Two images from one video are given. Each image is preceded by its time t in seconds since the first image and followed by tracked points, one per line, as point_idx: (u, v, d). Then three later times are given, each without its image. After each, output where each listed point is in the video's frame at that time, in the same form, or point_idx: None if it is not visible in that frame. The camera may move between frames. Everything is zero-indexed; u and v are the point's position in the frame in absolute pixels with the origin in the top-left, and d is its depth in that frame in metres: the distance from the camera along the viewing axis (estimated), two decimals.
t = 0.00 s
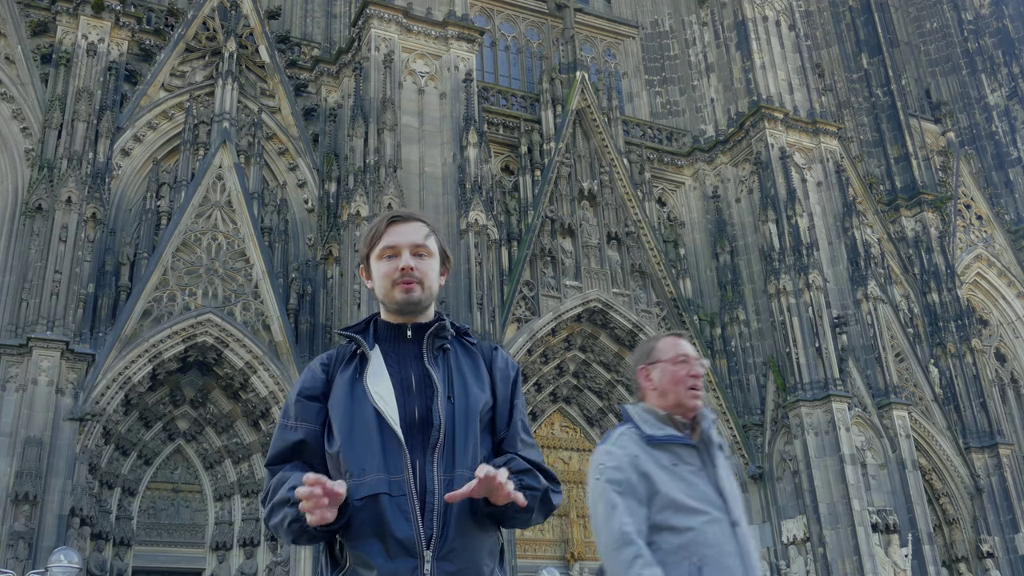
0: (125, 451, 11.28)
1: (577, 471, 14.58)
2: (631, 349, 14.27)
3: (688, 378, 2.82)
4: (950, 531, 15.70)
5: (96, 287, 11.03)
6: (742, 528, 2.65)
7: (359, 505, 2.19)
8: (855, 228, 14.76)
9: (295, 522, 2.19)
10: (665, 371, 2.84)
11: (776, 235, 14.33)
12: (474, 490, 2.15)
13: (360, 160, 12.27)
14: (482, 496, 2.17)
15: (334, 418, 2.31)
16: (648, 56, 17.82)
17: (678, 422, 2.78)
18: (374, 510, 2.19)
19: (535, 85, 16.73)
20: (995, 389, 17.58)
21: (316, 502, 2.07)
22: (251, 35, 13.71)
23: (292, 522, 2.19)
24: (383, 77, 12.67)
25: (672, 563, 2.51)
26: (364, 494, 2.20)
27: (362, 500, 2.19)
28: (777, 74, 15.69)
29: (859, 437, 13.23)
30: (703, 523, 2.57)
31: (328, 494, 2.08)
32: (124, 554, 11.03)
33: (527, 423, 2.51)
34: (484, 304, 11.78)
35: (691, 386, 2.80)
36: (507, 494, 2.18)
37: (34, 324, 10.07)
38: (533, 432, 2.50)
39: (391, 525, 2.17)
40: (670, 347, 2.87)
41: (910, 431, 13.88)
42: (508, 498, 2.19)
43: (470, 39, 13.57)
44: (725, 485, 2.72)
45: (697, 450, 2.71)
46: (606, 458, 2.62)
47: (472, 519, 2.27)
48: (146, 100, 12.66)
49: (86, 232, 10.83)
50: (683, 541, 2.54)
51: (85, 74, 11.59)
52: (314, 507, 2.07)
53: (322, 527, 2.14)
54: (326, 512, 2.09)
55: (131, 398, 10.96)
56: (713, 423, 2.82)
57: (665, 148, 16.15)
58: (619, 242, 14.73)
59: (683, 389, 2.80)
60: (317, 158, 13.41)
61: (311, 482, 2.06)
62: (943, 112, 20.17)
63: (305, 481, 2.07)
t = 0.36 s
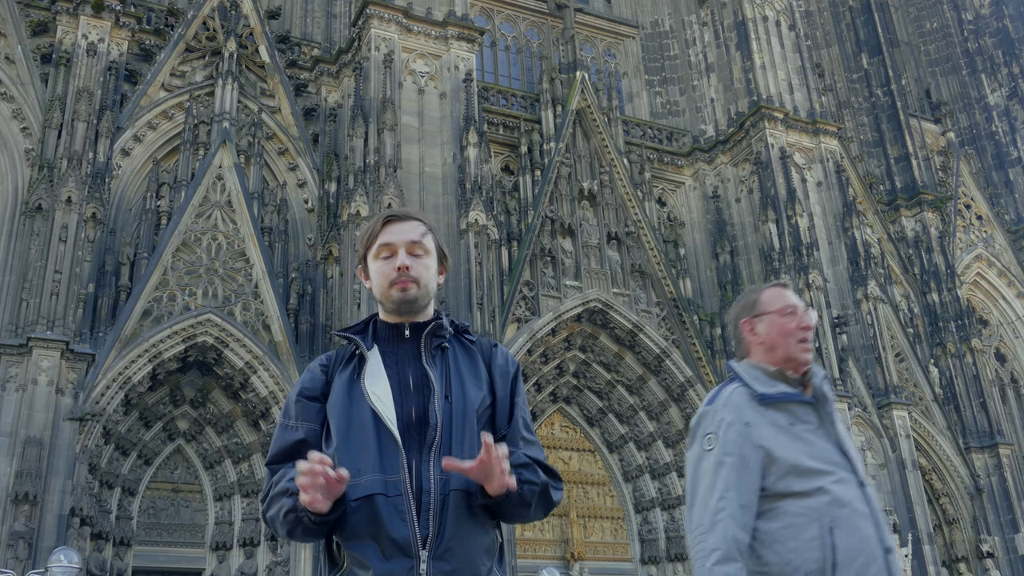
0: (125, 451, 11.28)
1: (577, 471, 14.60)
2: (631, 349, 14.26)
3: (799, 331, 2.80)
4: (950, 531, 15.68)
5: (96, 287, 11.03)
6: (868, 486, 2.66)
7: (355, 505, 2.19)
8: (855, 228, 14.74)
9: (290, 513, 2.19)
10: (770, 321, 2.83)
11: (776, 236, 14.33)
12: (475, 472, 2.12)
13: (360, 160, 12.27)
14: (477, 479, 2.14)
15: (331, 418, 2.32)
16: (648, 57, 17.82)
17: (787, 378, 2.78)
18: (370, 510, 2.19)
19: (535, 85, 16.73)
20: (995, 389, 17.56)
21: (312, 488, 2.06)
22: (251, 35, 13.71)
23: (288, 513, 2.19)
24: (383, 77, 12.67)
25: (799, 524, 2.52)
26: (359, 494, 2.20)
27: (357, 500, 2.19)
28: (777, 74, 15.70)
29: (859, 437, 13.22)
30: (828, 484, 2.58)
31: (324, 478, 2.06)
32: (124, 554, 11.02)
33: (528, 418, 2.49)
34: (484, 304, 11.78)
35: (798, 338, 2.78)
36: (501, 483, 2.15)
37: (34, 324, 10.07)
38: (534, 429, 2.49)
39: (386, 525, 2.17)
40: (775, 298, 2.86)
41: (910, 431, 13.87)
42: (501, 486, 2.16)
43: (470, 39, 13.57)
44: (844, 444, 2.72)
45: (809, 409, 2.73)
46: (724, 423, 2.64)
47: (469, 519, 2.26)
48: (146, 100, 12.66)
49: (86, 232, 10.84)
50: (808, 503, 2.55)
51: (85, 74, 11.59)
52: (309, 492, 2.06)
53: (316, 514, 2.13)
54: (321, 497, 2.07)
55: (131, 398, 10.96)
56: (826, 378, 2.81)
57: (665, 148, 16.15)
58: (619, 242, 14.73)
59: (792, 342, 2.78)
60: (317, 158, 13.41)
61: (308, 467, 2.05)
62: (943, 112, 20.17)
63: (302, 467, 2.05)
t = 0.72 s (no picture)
0: (125, 451, 11.28)
1: (577, 471, 14.60)
2: (631, 349, 14.26)
3: (912, 293, 2.44)
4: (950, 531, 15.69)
5: (96, 287, 11.03)
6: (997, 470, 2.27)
7: (360, 504, 2.18)
8: (855, 228, 14.74)
9: (299, 510, 2.16)
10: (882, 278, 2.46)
11: (776, 236, 14.33)
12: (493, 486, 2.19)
13: (360, 160, 12.27)
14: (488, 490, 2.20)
15: (336, 415, 2.31)
16: (648, 57, 17.82)
17: (900, 344, 2.42)
18: (375, 509, 2.18)
19: (535, 85, 16.72)
20: (994, 389, 17.56)
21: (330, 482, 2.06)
22: (251, 35, 13.71)
23: (297, 510, 2.16)
24: (383, 77, 12.66)
25: (915, 513, 2.15)
26: (366, 493, 2.19)
27: (363, 499, 2.18)
28: (777, 74, 15.69)
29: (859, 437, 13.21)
30: (950, 468, 2.20)
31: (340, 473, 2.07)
32: (124, 554, 11.03)
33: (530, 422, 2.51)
34: (484, 304, 11.78)
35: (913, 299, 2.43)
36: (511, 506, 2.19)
37: (34, 324, 10.07)
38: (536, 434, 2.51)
39: (392, 525, 2.17)
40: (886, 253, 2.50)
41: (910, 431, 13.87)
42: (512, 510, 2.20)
43: (470, 39, 13.57)
44: (969, 421, 2.33)
45: (929, 382, 2.33)
46: (826, 398, 2.30)
47: (474, 520, 2.27)
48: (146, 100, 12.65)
49: (86, 232, 10.84)
50: (925, 488, 2.18)
51: (85, 73, 11.59)
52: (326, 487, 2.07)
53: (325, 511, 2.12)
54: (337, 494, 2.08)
55: (131, 398, 10.96)
56: (943, 346, 2.43)
57: (665, 148, 16.15)
58: (619, 242, 14.73)
59: (906, 304, 2.43)
60: (317, 158, 13.42)
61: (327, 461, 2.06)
62: (943, 112, 20.17)
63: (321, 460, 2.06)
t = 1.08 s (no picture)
0: (125, 451, 11.28)
1: (577, 471, 14.61)
2: (631, 349, 14.25)
3: None
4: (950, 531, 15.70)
5: (96, 287, 11.03)
6: None
7: (362, 504, 2.18)
8: (856, 228, 14.75)
9: (302, 521, 2.18)
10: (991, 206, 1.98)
11: (776, 236, 14.33)
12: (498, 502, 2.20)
13: (359, 160, 12.27)
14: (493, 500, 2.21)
15: (336, 416, 2.32)
16: (648, 57, 17.82)
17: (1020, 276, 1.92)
18: (377, 509, 2.19)
19: (535, 85, 16.73)
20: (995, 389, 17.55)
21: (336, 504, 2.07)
22: (251, 35, 13.71)
23: (299, 522, 2.18)
24: (383, 77, 12.66)
25: None
26: (367, 493, 2.19)
27: (365, 500, 2.18)
28: (777, 74, 15.69)
29: (859, 437, 13.20)
30: None
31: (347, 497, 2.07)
32: (124, 554, 11.03)
33: (531, 423, 2.51)
34: (484, 304, 11.78)
35: None
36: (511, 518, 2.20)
37: (34, 324, 10.07)
38: (538, 434, 2.51)
39: (393, 525, 2.17)
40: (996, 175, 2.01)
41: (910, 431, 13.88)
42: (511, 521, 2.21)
43: (470, 39, 13.57)
44: None
45: None
46: (949, 303, 1.79)
47: (475, 520, 2.26)
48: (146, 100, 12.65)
49: (86, 232, 10.84)
50: None
51: (85, 73, 11.59)
52: (333, 510, 2.07)
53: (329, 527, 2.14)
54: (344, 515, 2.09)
55: (131, 398, 10.96)
56: None
57: (665, 148, 16.15)
58: (619, 242, 14.73)
59: (1015, 230, 1.95)
60: (317, 158, 13.42)
61: (333, 485, 2.07)
62: (943, 112, 20.18)
63: (327, 484, 2.07)
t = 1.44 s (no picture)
0: (125, 451, 11.28)
1: (577, 471, 14.62)
2: (631, 349, 14.25)
3: None
4: (950, 531, 15.71)
5: (96, 287, 11.03)
6: None
7: (361, 504, 2.18)
8: (856, 228, 14.75)
9: (296, 522, 2.17)
10: None
11: (776, 236, 14.33)
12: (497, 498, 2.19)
13: (359, 160, 12.27)
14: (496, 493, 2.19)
15: (334, 415, 2.32)
16: (648, 57, 17.83)
17: None
18: (375, 509, 2.18)
19: (535, 85, 16.73)
20: (995, 388, 17.49)
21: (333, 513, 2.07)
22: (251, 35, 13.71)
23: (293, 523, 2.17)
24: (383, 77, 12.66)
25: None
26: (366, 493, 2.19)
27: (363, 499, 2.18)
28: (777, 74, 15.69)
29: (859, 437, 13.20)
30: None
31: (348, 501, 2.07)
32: (124, 554, 11.03)
33: (530, 421, 2.51)
34: (484, 304, 11.79)
35: None
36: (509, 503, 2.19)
37: (34, 324, 10.06)
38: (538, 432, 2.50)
39: (392, 524, 2.17)
40: None
41: (910, 431, 13.88)
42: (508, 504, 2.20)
43: (470, 39, 13.57)
44: None
45: None
46: None
47: (475, 519, 2.26)
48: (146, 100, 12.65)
49: (86, 232, 10.84)
50: None
51: (85, 74, 11.59)
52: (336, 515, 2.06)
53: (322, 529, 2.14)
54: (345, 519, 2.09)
55: (131, 398, 10.96)
56: None
57: (665, 148, 16.16)
58: (619, 242, 14.73)
59: None
60: (317, 158, 13.42)
61: (333, 494, 2.05)
62: (943, 112, 20.19)
63: (325, 495, 2.05)
